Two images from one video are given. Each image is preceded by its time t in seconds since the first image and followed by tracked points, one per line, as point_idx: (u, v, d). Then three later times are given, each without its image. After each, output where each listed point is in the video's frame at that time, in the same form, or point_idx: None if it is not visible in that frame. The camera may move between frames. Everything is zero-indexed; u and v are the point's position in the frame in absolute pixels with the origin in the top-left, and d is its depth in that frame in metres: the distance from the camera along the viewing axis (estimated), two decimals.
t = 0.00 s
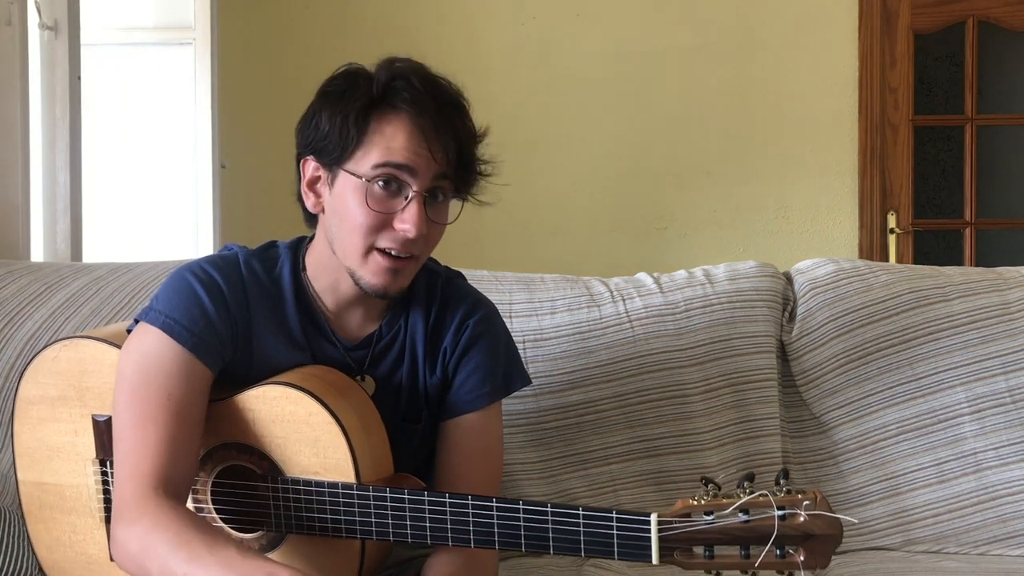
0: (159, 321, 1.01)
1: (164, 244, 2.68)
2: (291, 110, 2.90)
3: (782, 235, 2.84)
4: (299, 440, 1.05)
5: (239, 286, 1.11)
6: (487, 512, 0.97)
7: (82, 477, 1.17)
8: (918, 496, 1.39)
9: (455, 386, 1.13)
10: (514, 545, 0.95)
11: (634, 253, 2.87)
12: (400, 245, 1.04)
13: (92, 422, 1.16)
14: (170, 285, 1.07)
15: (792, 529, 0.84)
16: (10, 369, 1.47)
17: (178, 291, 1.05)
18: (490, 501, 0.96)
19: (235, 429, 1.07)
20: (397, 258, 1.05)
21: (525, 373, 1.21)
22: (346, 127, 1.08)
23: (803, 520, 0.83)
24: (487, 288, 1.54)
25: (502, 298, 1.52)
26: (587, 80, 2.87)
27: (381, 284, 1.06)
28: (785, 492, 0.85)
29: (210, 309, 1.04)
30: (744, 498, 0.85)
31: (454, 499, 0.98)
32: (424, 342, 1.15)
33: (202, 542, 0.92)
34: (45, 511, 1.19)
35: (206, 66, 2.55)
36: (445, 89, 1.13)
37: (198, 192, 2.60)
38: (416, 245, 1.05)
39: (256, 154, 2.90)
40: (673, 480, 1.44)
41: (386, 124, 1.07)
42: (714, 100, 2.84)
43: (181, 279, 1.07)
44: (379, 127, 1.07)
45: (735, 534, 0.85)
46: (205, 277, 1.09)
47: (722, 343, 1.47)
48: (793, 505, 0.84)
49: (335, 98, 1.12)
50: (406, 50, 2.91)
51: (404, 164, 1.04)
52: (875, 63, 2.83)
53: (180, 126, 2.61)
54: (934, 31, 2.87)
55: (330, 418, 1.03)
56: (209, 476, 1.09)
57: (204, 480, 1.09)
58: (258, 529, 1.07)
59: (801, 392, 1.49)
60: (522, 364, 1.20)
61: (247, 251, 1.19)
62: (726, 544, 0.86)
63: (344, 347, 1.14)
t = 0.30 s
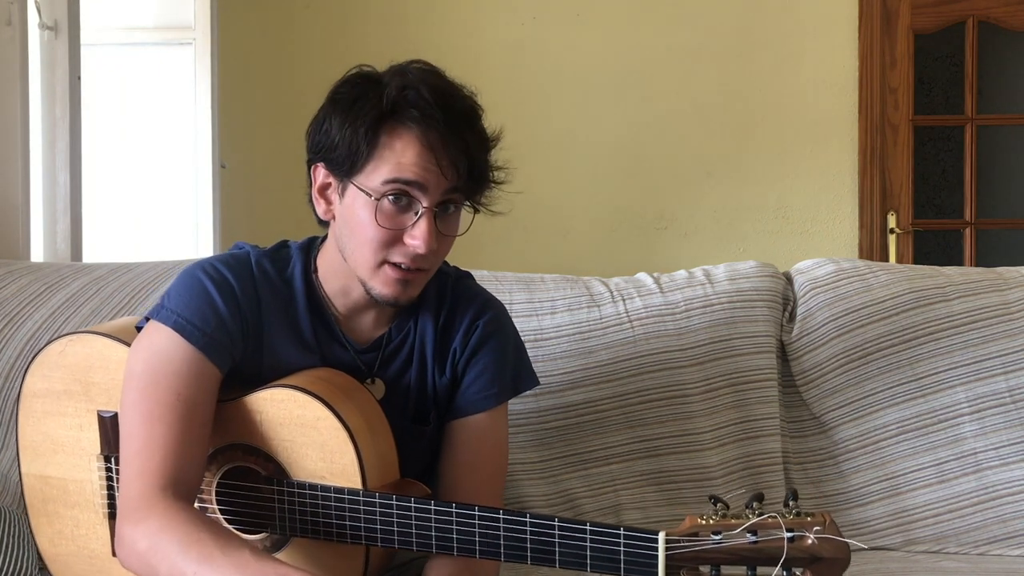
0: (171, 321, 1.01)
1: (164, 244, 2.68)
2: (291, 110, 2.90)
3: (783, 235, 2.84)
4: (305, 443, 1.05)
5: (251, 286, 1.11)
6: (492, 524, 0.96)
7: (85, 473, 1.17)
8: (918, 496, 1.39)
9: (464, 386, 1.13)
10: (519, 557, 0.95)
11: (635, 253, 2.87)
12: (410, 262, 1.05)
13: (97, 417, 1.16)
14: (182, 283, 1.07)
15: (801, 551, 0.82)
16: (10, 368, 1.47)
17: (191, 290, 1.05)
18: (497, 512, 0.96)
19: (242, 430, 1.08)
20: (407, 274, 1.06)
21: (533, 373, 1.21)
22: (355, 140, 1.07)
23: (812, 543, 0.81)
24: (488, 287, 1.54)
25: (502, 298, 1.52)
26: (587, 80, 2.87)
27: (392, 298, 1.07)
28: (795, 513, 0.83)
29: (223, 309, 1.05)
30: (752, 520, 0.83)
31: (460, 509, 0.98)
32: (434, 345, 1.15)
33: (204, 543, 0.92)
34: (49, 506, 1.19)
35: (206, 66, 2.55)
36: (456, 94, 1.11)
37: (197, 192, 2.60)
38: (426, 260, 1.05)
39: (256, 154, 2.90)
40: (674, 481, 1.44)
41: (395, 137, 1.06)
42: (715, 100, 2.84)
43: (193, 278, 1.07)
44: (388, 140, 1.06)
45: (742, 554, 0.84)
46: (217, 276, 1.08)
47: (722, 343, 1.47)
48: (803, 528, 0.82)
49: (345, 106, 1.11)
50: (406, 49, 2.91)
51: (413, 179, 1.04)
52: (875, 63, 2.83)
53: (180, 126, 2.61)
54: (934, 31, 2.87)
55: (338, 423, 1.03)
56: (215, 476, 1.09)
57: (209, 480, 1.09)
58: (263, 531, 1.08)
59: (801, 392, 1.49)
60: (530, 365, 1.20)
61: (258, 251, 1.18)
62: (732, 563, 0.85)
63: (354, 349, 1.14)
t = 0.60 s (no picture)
0: (173, 320, 1.01)
1: (164, 244, 2.68)
2: (290, 110, 2.90)
3: (782, 235, 2.84)
4: (306, 443, 1.05)
5: (253, 285, 1.11)
6: (493, 525, 0.96)
7: (86, 472, 1.17)
8: (918, 496, 1.39)
9: (466, 386, 1.13)
10: (520, 558, 0.95)
11: (635, 253, 2.87)
12: (410, 262, 1.05)
13: (98, 416, 1.16)
14: (185, 283, 1.07)
15: (801, 555, 0.81)
16: (10, 368, 1.47)
17: (193, 290, 1.05)
18: (497, 514, 0.96)
19: (243, 429, 1.08)
20: (408, 273, 1.06)
21: (535, 373, 1.21)
22: (356, 140, 1.07)
23: (812, 546, 0.81)
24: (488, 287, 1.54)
25: (502, 298, 1.52)
26: (587, 80, 2.87)
27: (393, 298, 1.07)
28: (796, 517, 0.84)
29: (225, 309, 1.05)
30: (753, 523, 0.84)
31: (461, 510, 0.98)
32: (436, 345, 1.15)
33: (205, 544, 0.92)
34: (49, 504, 1.19)
35: (206, 66, 2.55)
36: (457, 93, 1.11)
37: (198, 192, 2.60)
38: (426, 260, 1.05)
39: (256, 155, 2.90)
40: (674, 480, 1.44)
41: (395, 136, 1.06)
42: (715, 100, 2.84)
43: (196, 277, 1.07)
44: (389, 140, 1.06)
45: (743, 558, 0.84)
46: (219, 276, 1.08)
47: (722, 343, 1.47)
48: (803, 532, 0.82)
49: (346, 107, 1.11)
50: (406, 49, 2.91)
51: (413, 179, 1.04)
52: (875, 63, 2.83)
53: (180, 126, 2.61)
54: (934, 31, 2.87)
55: (338, 423, 1.03)
56: (216, 475, 1.09)
57: (210, 480, 1.09)
58: (263, 531, 1.08)
59: (801, 392, 1.49)
60: (532, 365, 1.20)
61: (260, 250, 1.18)
62: (733, 568, 0.85)
63: (356, 349, 1.15)
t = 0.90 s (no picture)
0: (170, 320, 1.01)
1: (164, 244, 2.68)
2: (290, 110, 2.91)
3: (783, 234, 2.84)
4: (305, 443, 1.05)
5: (251, 286, 1.11)
6: (493, 524, 0.96)
7: (85, 473, 1.17)
8: (918, 496, 1.39)
9: (464, 386, 1.13)
10: (519, 557, 0.95)
11: (635, 253, 2.87)
12: (405, 261, 1.04)
13: (97, 417, 1.16)
14: (182, 283, 1.07)
15: (800, 551, 0.82)
16: (10, 369, 1.47)
17: (190, 290, 1.05)
18: (497, 512, 0.96)
19: (243, 429, 1.08)
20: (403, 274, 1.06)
21: (534, 373, 1.21)
22: (352, 139, 1.08)
23: (812, 542, 0.81)
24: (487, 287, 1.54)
25: (502, 298, 1.52)
26: (587, 80, 2.87)
27: (389, 298, 1.07)
28: (795, 514, 0.83)
29: (222, 309, 1.05)
30: (753, 520, 0.83)
31: (460, 509, 0.98)
32: (433, 345, 1.15)
33: (204, 544, 0.92)
34: (49, 505, 1.19)
35: (206, 66, 2.55)
36: (453, 92, 1.11)
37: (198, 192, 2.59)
38: (422, 260, 1.05)
39: (257, 155, 2.90)
40: (674, 480, 1.44)
41: (391, 137, 1.06)
42: (715, 100, 2.84)
43: (193, 278, 1.07)
44: (384, 140, 1.06)
45: (742, 555, 0.83)
46: (217, 276, 1.08)
47: (722, 343, 1.47)
48: (803, 528, 0.82)
49: (343, 106, 1.11)
50: (406, 49, 2.91)
51: (408, 179, 1.04)
52: (875, 63, 2.83)
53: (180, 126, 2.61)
54: (934, 31, 2.87)
55: (337, 423, 1.02)
56: (215, 475, 1.09)
57: (209, 480, 1.09)
58: (263, 531, 1.08)
59: (801, 392, 1.49)
60: (530, 364, 1.20)
61: (258, 250, 1.18)
62: (732, 564, 0.85)
63: (353, 349, 1.15)
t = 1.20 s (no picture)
0: (168, 321, 1.01)
1: (164, 244, 2.68)
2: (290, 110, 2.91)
3: (783, 234, 2.84)
4: (304, 443, 1.05)
5: (248, 287, 1.11)
6: (493, 523, 0.96)
7: (83, 475, 1.17)
8: (918, 496, 1.39)
9: (462, 385, 1.13)
10: (519, 555, 0.95)
11: (635, 253, 2.86)
12: (399, 261, 1.04)
13: (95, 419, 1.16)
14: (178, 284, 1.07)
15: (799, 547, 0.82)
16: (10, 368, 1.47)
17: (187, 291, 1.05)
18: (496, 511, 0.96)
19: (241, 430, 1.07)
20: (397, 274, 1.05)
21: (533, 372, 1.21)
22: (345, 140, 1.08)
23: (811, 539, 0.81)
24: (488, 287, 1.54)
25: (502, 298, 1.52)
26: (587, 80, 2.87)
27: (383, 298, 1.07)
28: (795, 510, 0.83)
29: (219, 309, 1.05)
30: (752, 517, 0.82)
31: (460, 507, 0.98)
32: (431, 344, 1.15)
33: (204, 545, 0.92)
34: (47, 506, 1.19)
35: (206, 66, 2.55)
36: (444, 90, 1.11)
37: (198, 193, 2.59)
38: (415, 260, 1.05)
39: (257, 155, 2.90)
40: (674, 480, 1.44)
41: (384, 137, 1.06)
42: (715, 100, 2.84)
43: (190, 278, 1.07)
44: (376, 139, 1.06)
45: (742, 551, 0.83)
46: (214, 277, 1.09)
47: (722, 343, 1.47)
48: (802, 524, 0.82)
49: (335, 107, 1.11)
50: (406, 49, 2.91)
51: (400, 179, 1.04)
52: (875, 63, 2.83)
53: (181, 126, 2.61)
54: (934, 31, 2.87)
55: (336, 423, 1.02)
56: (214, 476, 1.09)
57: (208, 480, 1.09)
58: (262, 531, 1.08)
59: (801, 392, 1.49)
60: (528, 363, 1.20)
61: (254, 251, 1.18)
62: (731, 560, 0.84)
63: (350, 349, 1.14)
